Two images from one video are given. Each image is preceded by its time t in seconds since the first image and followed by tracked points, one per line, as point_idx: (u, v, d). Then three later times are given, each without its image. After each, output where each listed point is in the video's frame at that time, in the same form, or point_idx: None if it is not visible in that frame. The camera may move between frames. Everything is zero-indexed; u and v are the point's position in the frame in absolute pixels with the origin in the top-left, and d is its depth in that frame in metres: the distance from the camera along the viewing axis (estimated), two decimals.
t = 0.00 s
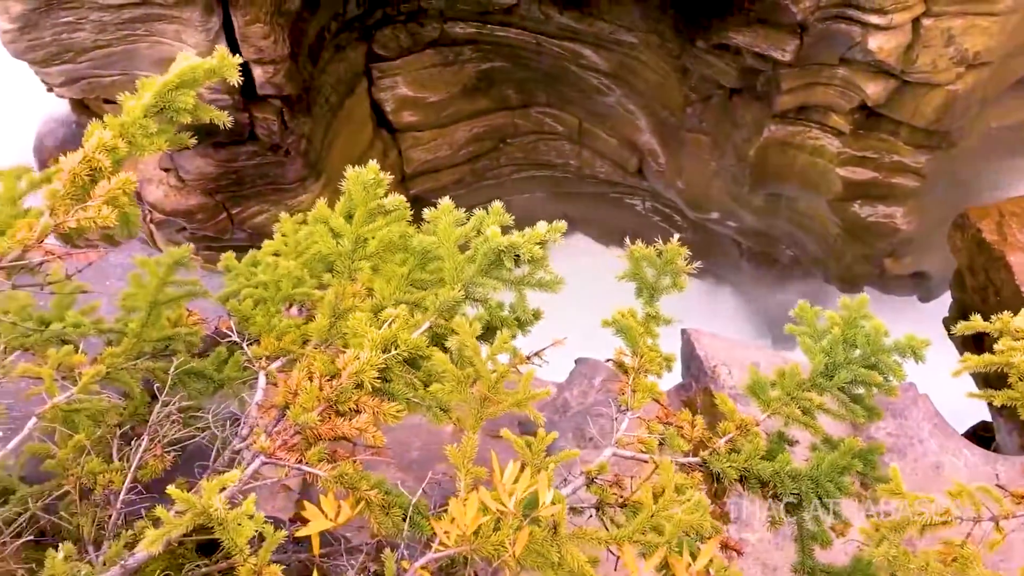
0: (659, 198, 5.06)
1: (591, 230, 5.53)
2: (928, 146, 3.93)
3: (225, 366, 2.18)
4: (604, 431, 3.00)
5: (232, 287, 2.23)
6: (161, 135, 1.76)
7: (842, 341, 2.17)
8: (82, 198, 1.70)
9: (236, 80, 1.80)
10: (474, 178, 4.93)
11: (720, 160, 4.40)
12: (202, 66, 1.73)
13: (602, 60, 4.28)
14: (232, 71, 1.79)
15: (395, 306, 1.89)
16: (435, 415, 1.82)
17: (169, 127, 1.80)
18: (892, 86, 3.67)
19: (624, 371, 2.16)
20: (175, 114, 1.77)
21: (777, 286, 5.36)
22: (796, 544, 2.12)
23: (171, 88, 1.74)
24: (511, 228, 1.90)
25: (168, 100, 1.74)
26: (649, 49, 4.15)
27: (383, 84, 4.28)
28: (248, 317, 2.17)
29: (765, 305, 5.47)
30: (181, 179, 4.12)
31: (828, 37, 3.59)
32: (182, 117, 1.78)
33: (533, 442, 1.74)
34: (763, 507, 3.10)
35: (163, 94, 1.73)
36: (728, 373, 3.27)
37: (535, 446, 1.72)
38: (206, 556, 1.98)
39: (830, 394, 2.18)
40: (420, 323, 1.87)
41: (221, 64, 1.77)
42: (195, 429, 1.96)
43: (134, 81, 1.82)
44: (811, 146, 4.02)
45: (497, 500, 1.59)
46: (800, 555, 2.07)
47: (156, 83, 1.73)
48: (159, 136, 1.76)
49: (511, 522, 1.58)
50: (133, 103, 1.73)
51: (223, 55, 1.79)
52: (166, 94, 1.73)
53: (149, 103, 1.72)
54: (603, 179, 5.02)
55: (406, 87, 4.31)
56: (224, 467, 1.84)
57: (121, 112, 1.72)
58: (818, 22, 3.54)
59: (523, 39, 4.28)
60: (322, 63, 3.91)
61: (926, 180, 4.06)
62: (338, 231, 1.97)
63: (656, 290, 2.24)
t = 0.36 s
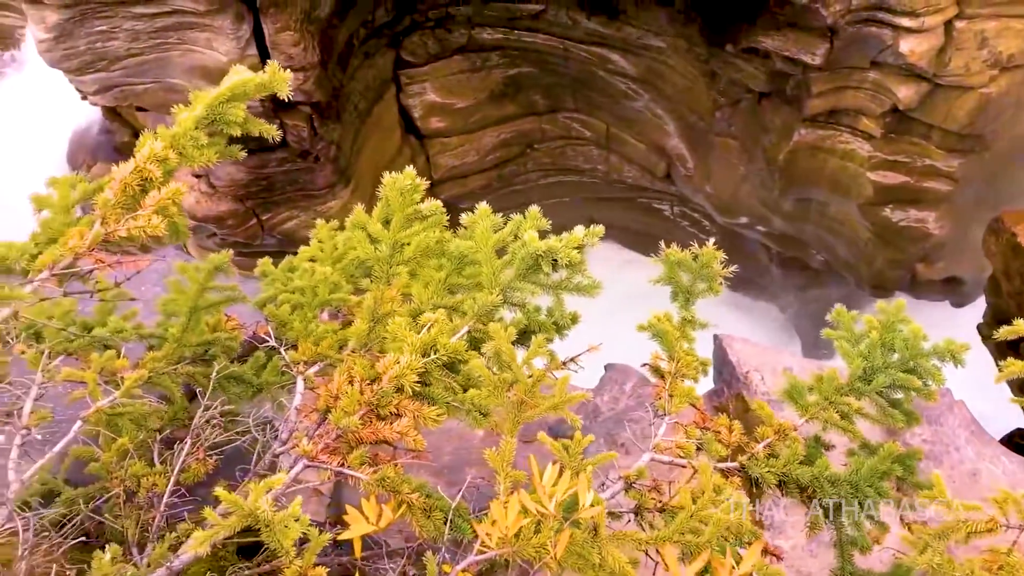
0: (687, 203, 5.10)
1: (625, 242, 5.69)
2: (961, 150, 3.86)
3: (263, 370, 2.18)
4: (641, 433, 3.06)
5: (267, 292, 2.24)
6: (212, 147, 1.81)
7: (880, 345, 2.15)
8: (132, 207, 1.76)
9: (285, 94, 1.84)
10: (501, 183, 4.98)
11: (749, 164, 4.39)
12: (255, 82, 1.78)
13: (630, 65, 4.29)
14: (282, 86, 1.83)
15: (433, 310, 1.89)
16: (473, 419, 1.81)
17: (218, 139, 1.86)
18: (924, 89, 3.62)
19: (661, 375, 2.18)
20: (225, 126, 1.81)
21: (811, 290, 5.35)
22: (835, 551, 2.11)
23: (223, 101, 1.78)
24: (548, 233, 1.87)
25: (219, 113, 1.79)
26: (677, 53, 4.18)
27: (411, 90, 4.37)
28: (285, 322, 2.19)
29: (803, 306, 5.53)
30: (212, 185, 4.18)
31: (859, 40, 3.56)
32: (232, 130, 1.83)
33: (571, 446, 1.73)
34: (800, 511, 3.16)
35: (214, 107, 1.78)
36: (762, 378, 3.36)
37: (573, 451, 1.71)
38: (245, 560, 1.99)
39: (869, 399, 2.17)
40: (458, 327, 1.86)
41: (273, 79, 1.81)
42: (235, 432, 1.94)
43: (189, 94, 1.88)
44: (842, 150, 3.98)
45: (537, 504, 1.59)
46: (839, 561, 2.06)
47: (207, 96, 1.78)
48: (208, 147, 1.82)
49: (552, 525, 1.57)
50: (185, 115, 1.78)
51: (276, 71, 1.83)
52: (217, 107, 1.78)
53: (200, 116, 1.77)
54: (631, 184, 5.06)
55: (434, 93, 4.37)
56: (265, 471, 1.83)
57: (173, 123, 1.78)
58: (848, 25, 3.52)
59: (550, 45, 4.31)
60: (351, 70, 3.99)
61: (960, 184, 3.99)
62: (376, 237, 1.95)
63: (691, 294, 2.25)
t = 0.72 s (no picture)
0: (710, 210, 5.09)
1: (654, 251, 5.74)
2: (989, 157, 3.83)
3: (296, 376, 2.20)
4: (668, 442, 3.15)
5: (299, 299, 2.28)
6: (242, 154, 1.75)
7: (912, 353, 2.14)
8: (165, 215, 1.70)
9: (312, 100, 1.77)
10: (523, 190, 5.05)
11: (773, 172, 4.37)
12: (281, 87, 1.71)
13: (653, 72, 4.31)
14: (309, 91, 1.76)
15: (465, 319, 1.91)
16: (505, 427, 1.83)
17: (246, 146, 1.79)
18: (950, 96, 3.60)
19: (691, 383, 2.21)
20: (253, 133, 1.75)
21: (837, 299, 5.31)
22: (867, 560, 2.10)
23: (250, 108, 1.72)
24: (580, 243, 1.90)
25: (247, 120, 1.73)
26: (701, 61, 4.19)
27: (435, 98, 4.43)
28: (317, 329, 2.22)
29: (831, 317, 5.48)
30: (237, 194, 4.25)
31: (884, 47, 3.54)
32: (261, 137, 1.76)
33: (604, 454, 1.76)
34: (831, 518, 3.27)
35: (242, 114, 1.71)
36: (788, 389, 3.53)
37: (606, 460, 1.74)
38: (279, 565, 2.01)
39: (901, 408, 2.16)
40: (490, 335, 1.88)
41: (299, 85, 1.74)
42: (269, 438, 1.95)
43: (215, 102, 1.85)
44: (867, 157, 3.97)
45: (569, 512, 1.58)
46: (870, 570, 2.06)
47: (235, 103, 1.72)
48: (237, 154, 1.75)
49: (583, 534, 1.57)
50: (212, 122, 1.73)
51: (301, 77, 1.76)
52: (245, 114, 1.72)
53: (227, 122, 1.70)
54: (654, 191, 5.06)
55: (457, 101, 4.43)
56: (296, 477, 1.84)
57: (201, 131, 1.72)
58: (873, 32, 3.50)
59: (573, 53, 4.36)
60: (376, 78, 4.05)
61: (987, 191, 3.96)
62: (409, 245, 1.99)
63: (721, 302, 2.28)
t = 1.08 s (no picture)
0: (727, 222, 5.08)
1: (671, 262, 5.73)
2: (1009, 171, 3.81)
3: (317, 385, 2.20)
4: (689, 454, 3.17)
5: (319, 308, 2.28)
6: (275, 167, 1.80)
7: (933, 369, 2.13)
8: (197, 225, 1.76)
9: (345, 116, 1.82)
10: (540, 200, 5.17)
11: (790, 184, 4.37)
12: (315, 103, 1.76)
13: (671, 83, 4.33)
14: (343, 107, 1.81)
15: (488, 329, 1.90)
16: (527, 437, 1.83)
17: (281, 160, 1.84)
18: (970, 109, 3.59)
19: (711, 397, 2.23)
20: (287, 147, 1.80)
21: (855, 312, 5.28)
22: None
23: (286, 123, 1.77)
24: (602, 255, 1.89)
25: (282, 134, 1.78)
26: (719, 72, 4.17)
27: (453, 108, 4.56)
28: (337, 338, 2.22)
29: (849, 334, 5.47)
30: (256, 202, 4.31)
31: (904, 60, 3.54)
32: (295, 151, 1.81)
33: (627, 466, 1.76)
34: (852, 533, 3.27)
35: (278, 127, 1.77)
36: (806, 403, 3.56)
37: (629, 471, 1.74)
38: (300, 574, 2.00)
39: (922, 424, 2.14)
40: (513, 345, 1.87)
41: (333, 101, 1.79)
42: (292, 445, 1.96)
43: (255, 116, 1.90)
44: (886, 170, 3.97)
45: (594, 523, 1.58)
46: None
47: (271, 117, 1.78)
48: (271, 167, 1.80)
49: (608, 545, 1.57)
50: (249, 135, 1.78)
51: (336, 93, 1.82)
52: (281, 128, 1.77)
53: (263, 136, 1.76)
54: (671, 203, 5.08)
55: (475, 111, 4.57)
56: (315, 488, 1.82)
57: (237, 144, 1.78)
58: (894, 45, 3.50)
59: (592, 64, 4.42)
60: (394, 88, 4.22)
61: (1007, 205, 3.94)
62: (432, 256, 1.99)
63: (741, 316, 2.28)
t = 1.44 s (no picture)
0: (743, 238, 5.09)
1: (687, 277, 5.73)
2: None
3: (339, 391, 2.21)
4: (711, 468, 3.19)
5: (345, 314, 2.31)
6: (302, 174, 1.79)
7: (957, 390, 2.12)
8: (227, 230, 1.74)
9: (372, 123, 1.81)
10: (557, 213, 5.22)
11: (808, 202, 4.39)
12: (342, 110, 1.76)
13: (690, 99, 4.34)
14: (370, 114, 1.80)
15: (514, 340, 1.91)
16: (551, 449, 1.83)
17: (307, 166, 1.82)
18: (990, 131, 3.58)
19: (733, 411, 2.24)
20: (314, 153, 1.79)
21: (870, 332, 5.24)
22: None
23: (313, 129, 1.76)
24: (630, 269, 1.90)
25: (309, 141, 1.76)
26: (739, 88, 4.16)
27: (472, 120, 4.66)
28: (361, 345, 2.23)
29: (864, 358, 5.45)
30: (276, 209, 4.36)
31: (925, 80, 3.54)
32: (322, 157, 1.80)
33: (651, 479, 1.76)
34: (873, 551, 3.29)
35: (305, 134, 1.75)
36: (823, 420, 3.63)
37: (653, 483, 1.74)
38: None
39: (944, 443, 2.13)
40: (539, 357, 1.88)
41: (361, 108, 1.78)
42: (315, 450, 1.97)
43: (278, 123, 1.89)
44: (905, 191, 3.97)
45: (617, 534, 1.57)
46: None
47: (298, 124, 1.76)
48: (298, 173, 1.78)
49: (632, 557, 1.56)
50: (276, 141, 1.77)
51: (363, 100, 1.81)
52: (307, 135, 1.76)
53: (290, 142, 1.74)
54: (687, 219, 5.11)
55: (494, 123, 4.66)
56: (340, 493, 1.84)
57: (265, 150, 1.77)
58: (914, 65, 3.51)
59: (612, 78, 4.43)
60: (414, 99, 4.32)
61: None
62: (460, 266, 2.01)
63: (765, 332, 2.31)
